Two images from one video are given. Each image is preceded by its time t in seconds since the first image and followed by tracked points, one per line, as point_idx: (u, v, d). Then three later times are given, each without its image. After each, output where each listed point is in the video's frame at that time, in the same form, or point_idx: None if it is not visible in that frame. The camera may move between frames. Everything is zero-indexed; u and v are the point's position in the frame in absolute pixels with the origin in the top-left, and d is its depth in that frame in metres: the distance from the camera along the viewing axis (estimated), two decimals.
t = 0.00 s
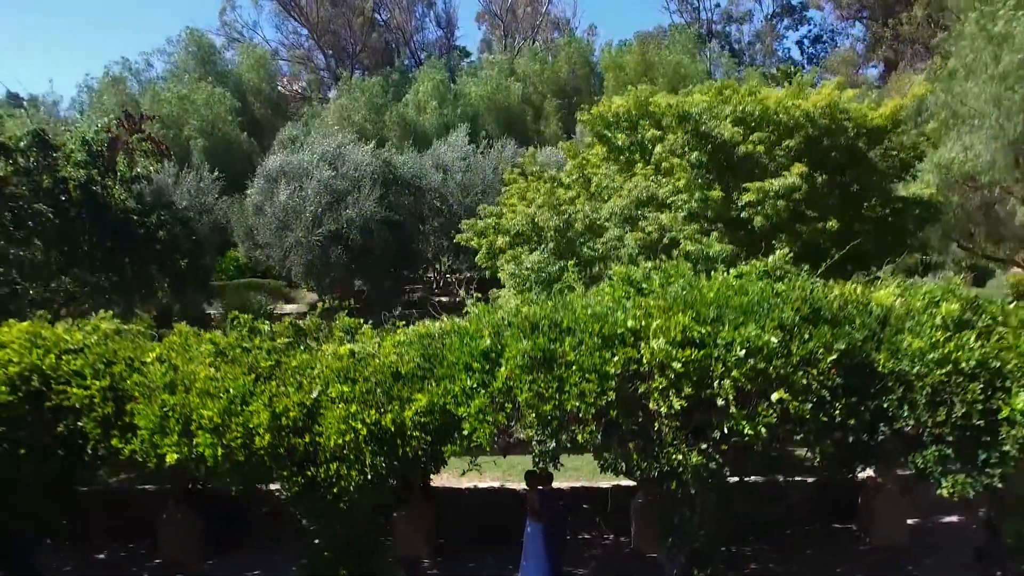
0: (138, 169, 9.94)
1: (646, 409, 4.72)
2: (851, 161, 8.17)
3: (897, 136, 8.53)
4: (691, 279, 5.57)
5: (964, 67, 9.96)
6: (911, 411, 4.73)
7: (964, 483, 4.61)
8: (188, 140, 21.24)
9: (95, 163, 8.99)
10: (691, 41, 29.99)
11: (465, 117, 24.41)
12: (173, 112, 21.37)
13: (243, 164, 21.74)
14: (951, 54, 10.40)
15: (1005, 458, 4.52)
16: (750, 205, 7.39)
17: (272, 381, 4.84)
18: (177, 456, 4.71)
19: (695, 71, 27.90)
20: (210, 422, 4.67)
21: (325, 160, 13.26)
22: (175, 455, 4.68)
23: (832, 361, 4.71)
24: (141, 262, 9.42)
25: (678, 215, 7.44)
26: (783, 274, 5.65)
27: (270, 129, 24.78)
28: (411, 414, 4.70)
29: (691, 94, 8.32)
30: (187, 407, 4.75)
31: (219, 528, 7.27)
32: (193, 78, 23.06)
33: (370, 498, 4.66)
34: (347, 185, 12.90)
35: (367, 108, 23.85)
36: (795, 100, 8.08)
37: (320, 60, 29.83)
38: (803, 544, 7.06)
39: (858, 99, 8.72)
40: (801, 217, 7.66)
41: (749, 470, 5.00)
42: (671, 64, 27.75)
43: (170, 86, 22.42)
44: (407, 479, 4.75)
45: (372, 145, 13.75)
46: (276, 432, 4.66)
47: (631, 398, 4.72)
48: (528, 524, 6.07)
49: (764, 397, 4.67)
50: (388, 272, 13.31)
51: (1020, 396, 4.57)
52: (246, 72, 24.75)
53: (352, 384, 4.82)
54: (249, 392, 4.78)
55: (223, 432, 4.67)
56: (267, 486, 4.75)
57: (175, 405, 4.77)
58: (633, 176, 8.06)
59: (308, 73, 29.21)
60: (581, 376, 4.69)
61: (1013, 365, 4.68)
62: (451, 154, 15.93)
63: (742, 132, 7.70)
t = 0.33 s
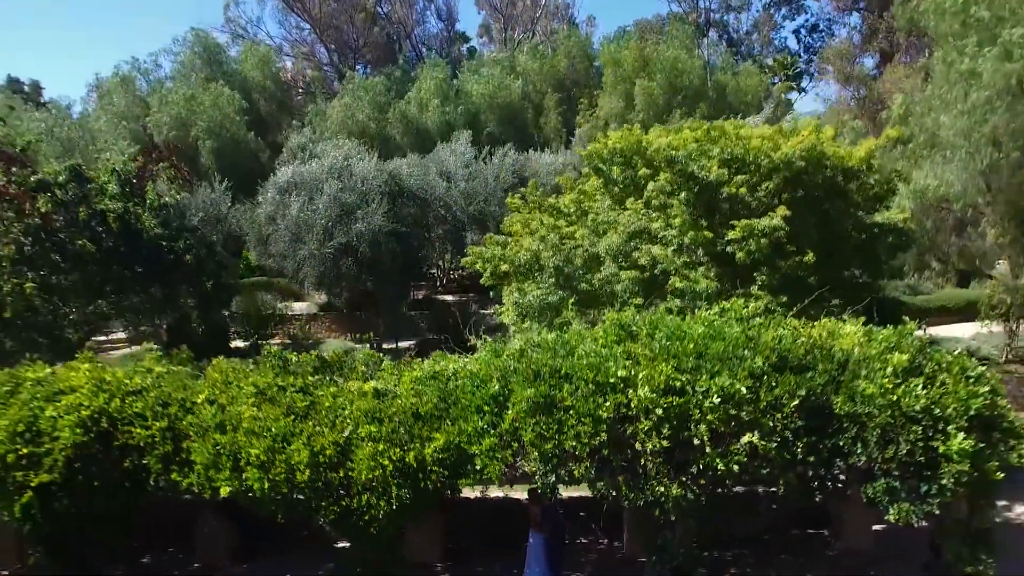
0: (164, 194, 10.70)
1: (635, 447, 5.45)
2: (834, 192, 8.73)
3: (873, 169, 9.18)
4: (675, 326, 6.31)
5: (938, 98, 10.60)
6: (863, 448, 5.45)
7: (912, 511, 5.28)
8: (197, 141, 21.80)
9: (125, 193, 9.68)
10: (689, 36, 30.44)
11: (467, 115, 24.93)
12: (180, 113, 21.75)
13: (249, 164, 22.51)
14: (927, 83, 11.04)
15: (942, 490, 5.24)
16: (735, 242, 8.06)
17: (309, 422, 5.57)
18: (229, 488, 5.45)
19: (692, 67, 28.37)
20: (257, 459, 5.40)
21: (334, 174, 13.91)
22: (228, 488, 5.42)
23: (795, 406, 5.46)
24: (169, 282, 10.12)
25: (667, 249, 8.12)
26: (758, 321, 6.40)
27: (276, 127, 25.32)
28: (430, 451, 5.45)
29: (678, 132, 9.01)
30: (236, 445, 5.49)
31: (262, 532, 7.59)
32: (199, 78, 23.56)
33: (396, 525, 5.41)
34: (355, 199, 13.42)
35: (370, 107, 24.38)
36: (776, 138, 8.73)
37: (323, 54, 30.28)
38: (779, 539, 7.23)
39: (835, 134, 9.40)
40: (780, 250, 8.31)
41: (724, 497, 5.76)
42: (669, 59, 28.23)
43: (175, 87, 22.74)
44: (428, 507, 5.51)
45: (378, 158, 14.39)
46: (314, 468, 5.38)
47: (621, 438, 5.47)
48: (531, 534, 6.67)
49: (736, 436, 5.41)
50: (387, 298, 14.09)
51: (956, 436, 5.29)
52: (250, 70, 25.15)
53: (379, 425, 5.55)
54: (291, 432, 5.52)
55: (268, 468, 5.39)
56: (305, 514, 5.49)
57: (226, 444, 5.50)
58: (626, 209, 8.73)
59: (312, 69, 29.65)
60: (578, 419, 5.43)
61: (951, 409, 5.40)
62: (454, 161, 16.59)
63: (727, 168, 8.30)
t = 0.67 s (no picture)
0: (193, 212, 11.42)
1: (627, 467, 6.30)
2: (814, 218, 9.52)
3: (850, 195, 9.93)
4: (664, 355, 7.15)
5: (915, 122, 11.37)
6: (826, 467, 6.28)
7: (869, 523, 6.09)
8: (206, 140, 22.37)
9: (159, 216, 10.43)
10: (687, 30, 30.96)
11: (470, 111, 25.55)
12: (191, 112, 22.26)
13: (256, 162, 23.12)
14: (905, 107, 11.79)
15: (893, 504, 6.07)
16: (722, 267, 8.83)
17: (344, 444, 6.42)
18: (275, 501, 6.28)
19: (690, 61, 28.91)
20: (300, 476, 6.24)
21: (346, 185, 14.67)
22: (275, 501, 6.26)
23: (766, 431, 6.29)
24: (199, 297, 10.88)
25: (660, 273, 8.92)
26: (737, 350, 7.24)
27: (283, 123, 25.97)
28: (451, 469, 6.31)
29: (670, 162, 9.80)
30: (281, 464, 6.33)
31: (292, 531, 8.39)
32: (209, 77, 24.18)
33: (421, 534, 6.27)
34: (366, 209, 14.15)
35: (376, 103, 24.94)
36: (760, 169, 9.52)
37: (327, 48, 30.78)
38: (760, 539, 7.86)
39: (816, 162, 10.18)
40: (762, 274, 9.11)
41: (705, 508, 6.60)
42: (668, 54, 28.80)
43: (184, 87, 23.27)
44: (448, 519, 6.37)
45: (387, 168, 15.15)
46: (350, 485, 6.23)
47: (615, 457, 6.32)
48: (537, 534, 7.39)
49: (714, 457, 6.26)
50: (394, 306, 14.85)
51: (904, 456, 6.15)
52: (257, 67, 25.70)
53: (405, 446, 6.41)
54: (328, 452, 6.37)
55: (309, 484, 6.23)
56: (341, 524, 6.34)
57: (272, 463, 6.34)
58: (623, 234, 9.52)
59: (317, 62, 30.19)
60: (578, 442, 6.29)
61: (901, 433, 6.26)
62: (459, 167, 17.34)
63: (715, 199, 9.09)
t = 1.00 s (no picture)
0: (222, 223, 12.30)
1: (623, 470, 7.23)
2: (796, 237, 10.35)
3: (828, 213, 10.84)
4: (656, 370, 8.08)
5: (892, 140, 12.24)
6: (795, 470, 7.22)
7: (833, 520, 7.03)
8: (218, 136, 22.99)
9: (193, 232, 11.33)
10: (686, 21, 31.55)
11: (473, 105, 26.27)
12: (203, 110, 22.88)
13: (266, 157, 23.79)
14: (884, 124, 12.64)
15: (855, 503, 7.01)
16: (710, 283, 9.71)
17: (376, 451, 7.36)
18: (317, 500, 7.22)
19: (688, 53, 29.51)
20: (338, 479, 7.18)
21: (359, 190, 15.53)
22: (316, 500, 7.19)
23: (744, 440, 7.22)
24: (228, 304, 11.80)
25: (654, 288, 9.83)
26: (721, 364, 8.17)
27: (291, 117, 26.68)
28: (469, 473, 7.25)
29: (664, 183, 10.68)
30: (321, 468, 7.27)
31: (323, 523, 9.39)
32: (219, 72, 24.87)
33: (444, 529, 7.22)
34: (378, 213, 15.00)
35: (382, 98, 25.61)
36: (747, 190, 10.40)
37: (331, 39, 31.36)
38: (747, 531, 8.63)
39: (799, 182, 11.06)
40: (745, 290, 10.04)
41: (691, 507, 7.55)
42: (666, 47, 29.42)
43: (196, 84, 23.89)
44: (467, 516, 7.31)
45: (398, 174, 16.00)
46: (382, 486, 7.16)
47: (613, 462, 7.25)
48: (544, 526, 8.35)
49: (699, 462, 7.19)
50: (405, 304, 15.71)
51: (863, 461, 7.08)
52: (265, 61, 26.27)
53: (430, 453, 7.35)
54: (363, 458, 7.31)
55: (346, 486, 7.16)
56: (374, 520, 7.29)
57: (313, 468, 7.28)
58: (620, 251, 10.41)
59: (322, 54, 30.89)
60: (580, 449, 7.23)
61: (861, 441, 7.20)
62: (465, 168, 18.17)
63: (705, 219, 9.97)
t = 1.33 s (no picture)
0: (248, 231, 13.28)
1: (617, 466, 8.23)
2: (779, 248, 11.31)
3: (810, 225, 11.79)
4: (646, 375, 9.06)
5: (870, 153, 13.18)
6: (767, 465, 8.25)
7: (799, 508, 8.06)
8: (231, 133, 23.77)
9: (225, 244, 12.29)
10: (684, 14, 32.18)
11: (477, 100, 27.05)
12: (215, 107, 23.68)
13: (276, 153, 24.62)
14: (864, 137, 13.57)
15: (818, 494, 8.03)
16: (697, 292, 10.67)
17: (399, 448, 8.38)
18: (348, 492, 8.23)
19: (686, 46, 30.21)
20: (367, 473, 8.20)
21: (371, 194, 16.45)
22: (348, 492, 8.21)
23: (723, 440, 8.22)
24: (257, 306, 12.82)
25: (646, 296, 10.81)
26: (705, 370, 9.18)
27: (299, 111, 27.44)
28: (482, 468, 8.26)
29: (657, 198, 11.64)
30: (352, 462, 8.30)
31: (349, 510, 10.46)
32: (230, 69, 25.64)
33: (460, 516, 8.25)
34: (390, 216, 15.94)
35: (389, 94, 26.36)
36: (732, 205, 11.36)
37: (337, 31, 32.28)
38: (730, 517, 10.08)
39: (781, 196, 12.01)
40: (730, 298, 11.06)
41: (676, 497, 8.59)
42: (664, 40, 30.09)
43: (208, 82, 24.64)
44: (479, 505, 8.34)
45: (408, 177, 16.91)
46: (406, 479, 8.18)
47: (608, 458, 8.26)
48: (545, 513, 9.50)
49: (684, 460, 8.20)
50: (415, 300, 16.69)
51: (827, 459, 8.09)
52: (274, 57, 26.88)
53: (447, 450, 8.37)
54: (388, 454, 8.33)
55: (374, 479, 8.18)
56: (399, 508, 8.32)
57: (345, 463, 8.30)
58: (616, 260, 11.38)
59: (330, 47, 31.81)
60: (579, 447, 8.25)
61: (825, 440, 8.20)
62: (471, 169, 19.08)
63: (693, 233, 10.92)
